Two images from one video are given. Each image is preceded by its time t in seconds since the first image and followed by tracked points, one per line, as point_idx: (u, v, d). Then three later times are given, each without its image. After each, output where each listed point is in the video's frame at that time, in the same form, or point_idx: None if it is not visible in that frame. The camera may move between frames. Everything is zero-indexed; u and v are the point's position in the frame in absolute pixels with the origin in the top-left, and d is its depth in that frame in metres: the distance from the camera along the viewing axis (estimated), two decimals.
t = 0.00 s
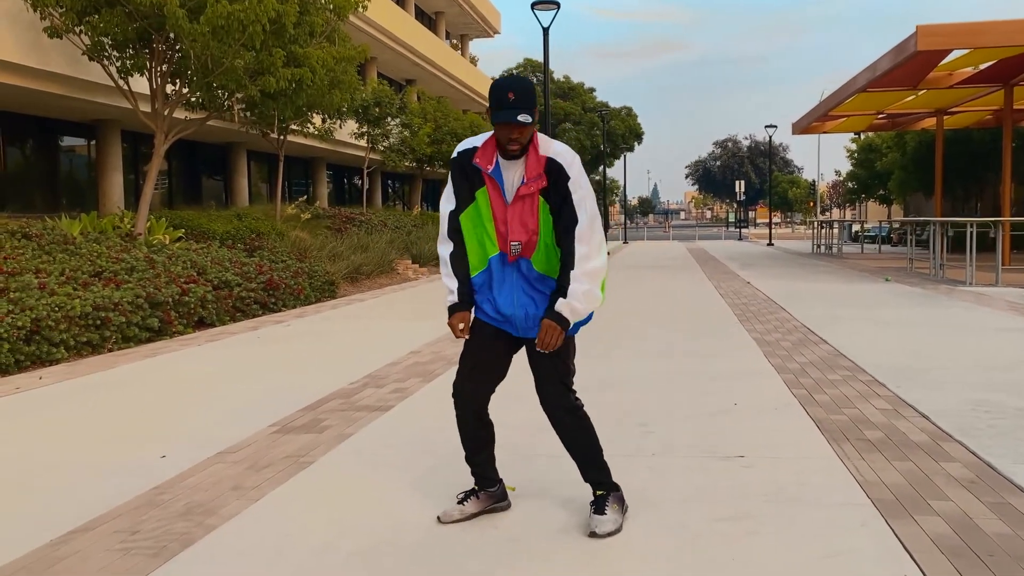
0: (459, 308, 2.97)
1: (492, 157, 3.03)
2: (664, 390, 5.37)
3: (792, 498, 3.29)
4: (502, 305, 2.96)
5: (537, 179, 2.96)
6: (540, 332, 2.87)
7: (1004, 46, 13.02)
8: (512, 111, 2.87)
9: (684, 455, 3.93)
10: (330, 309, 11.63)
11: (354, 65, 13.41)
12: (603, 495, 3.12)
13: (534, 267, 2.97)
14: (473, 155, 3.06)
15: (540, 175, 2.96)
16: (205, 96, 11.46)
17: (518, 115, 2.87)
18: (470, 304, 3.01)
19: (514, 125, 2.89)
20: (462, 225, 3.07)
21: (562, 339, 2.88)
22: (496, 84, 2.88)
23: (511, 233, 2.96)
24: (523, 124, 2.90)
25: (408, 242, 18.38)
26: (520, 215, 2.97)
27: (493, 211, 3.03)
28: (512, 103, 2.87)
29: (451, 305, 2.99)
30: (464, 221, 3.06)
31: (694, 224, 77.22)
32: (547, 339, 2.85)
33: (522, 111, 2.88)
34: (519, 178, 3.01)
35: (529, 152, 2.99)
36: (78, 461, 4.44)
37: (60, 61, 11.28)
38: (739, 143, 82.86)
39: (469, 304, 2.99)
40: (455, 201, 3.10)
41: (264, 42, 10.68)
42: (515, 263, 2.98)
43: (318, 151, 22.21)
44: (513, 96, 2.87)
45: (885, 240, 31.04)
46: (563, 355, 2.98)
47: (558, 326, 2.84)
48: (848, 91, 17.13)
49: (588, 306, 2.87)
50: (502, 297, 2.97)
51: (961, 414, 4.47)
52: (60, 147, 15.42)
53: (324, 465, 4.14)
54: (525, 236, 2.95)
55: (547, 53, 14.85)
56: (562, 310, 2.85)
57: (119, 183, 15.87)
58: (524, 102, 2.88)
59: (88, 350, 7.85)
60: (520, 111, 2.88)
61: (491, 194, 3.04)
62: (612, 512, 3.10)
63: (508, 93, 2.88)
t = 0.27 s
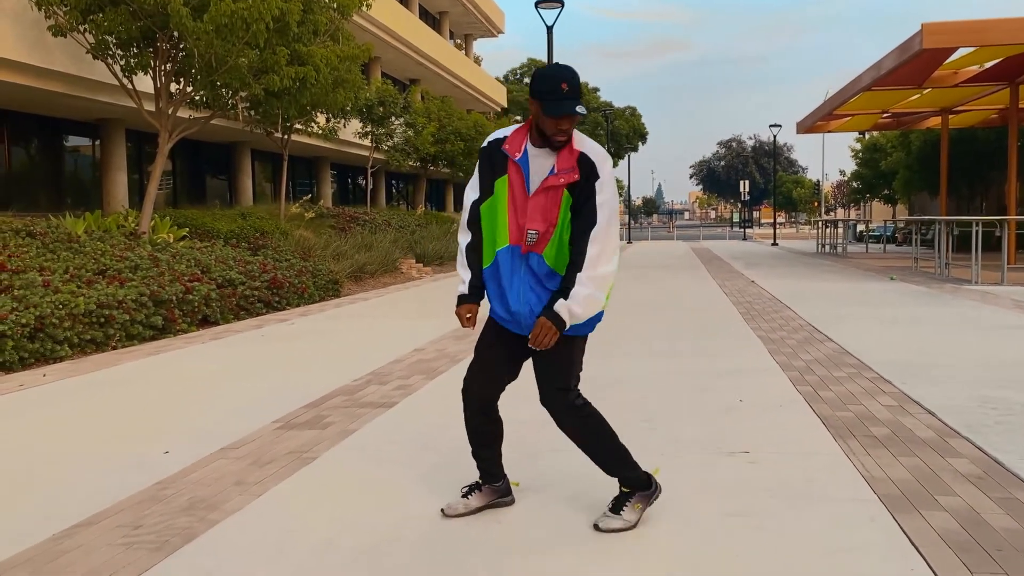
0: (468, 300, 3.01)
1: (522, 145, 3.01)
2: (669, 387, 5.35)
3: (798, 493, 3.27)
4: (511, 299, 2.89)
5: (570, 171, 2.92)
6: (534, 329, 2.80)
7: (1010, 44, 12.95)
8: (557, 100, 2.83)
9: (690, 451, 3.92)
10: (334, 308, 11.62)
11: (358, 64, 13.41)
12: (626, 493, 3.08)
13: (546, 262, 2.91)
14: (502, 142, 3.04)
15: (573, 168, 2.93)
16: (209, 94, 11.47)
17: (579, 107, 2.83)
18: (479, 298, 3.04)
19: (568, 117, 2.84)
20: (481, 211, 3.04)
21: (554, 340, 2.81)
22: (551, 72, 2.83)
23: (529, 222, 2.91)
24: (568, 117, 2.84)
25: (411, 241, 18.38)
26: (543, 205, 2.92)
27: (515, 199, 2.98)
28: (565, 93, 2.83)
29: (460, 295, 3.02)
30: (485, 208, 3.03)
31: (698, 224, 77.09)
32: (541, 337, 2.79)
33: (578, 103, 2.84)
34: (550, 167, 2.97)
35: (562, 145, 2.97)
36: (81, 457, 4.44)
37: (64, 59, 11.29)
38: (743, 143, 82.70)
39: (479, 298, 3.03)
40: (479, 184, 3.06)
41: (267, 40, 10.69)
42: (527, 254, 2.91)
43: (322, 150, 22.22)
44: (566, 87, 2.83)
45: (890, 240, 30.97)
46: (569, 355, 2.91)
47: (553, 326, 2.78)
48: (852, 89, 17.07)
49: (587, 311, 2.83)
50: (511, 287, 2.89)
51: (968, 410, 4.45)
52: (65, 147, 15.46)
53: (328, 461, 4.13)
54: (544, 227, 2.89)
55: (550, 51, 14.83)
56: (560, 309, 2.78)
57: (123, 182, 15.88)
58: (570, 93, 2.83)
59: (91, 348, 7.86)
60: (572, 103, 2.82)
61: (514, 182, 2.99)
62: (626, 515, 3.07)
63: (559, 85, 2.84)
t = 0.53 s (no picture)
0: (477, 289, 2.98)
1: (540, 132, 2.99)
2: (677, 383, 5.33)
3: (807, 488, 3.25)
4: (528, 287, 2.85)
5: (594, 159, 2.93)
6: (534, 312, 2.76)
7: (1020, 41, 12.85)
8: (575, 88, 2.85)
9: (697, 446, 3.90)
10: (341, 306, 11.64)
11: (365, 62, 13.41)
12: (619, 484, 3.08)
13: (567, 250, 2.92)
14: (519, 127, 3.01)
15: (598, 156, 2.94)
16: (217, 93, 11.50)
17: (589, 98, 2.84)
18: (487, 288, 3.01)
19: (581, 107, 2.86)
20: (498, 198, 2.99)
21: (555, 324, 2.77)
22: (563, 62, 2.86)
23: (555, 211, 2.91)
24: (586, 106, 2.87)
25: (418, 240, 18.39)
26: (569, 193, 2.92)
27: (536, 185, 2.96)
28: (575, 84, 2.85)
29: (470, 284, 2.98)
30: (501, 195, 2.98)
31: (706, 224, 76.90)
32: (540, 320, 2.75)
33: (589, 93, 2.86)
34: (573, 155, 2.97)
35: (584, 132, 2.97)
36: (88, 452, 4.45)
37: (72, 58, 11.34)
38: (751, 142, 82.46)
39: (488, 289, 2.99)
40: (496, 170, 3.02)
41: (275, 39, 10.71)
42: (551, 243, 2.93)
43: (330, 150, 22.26)
44: (576, 78, 2.85)
45: (898, 239, 30.83)
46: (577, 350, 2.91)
47: (556, 310, 2.74)
48: (861, 88, 16.99)
49: (591, 297, 2.80)
50: (528, 274, 2.85)
51: (977, 407, 4.41)
52: (74, 147, 15.53)
53: (334, 455, 4.13)
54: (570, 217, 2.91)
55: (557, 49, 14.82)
56: (563, 292, 2.76)
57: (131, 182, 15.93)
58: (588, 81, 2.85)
59: (99, 345, 7.88)
60: (584, 94, 2.84)
61: (533, 169, 2.96)
62: (626, 502, 3.06)
63: (570, 74, 2.86)
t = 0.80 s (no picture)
0: (475, 288, 2.98)
1: (528, 126, 3.00)
2: (685, 381, 5.31)
3: (816, 485, 3.23)
4: (528, 281, 2.88)
5: (583, 150, 2.93)
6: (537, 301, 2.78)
7: None
8: (554, 79, 2.84)
9: (705, 443, 3.88)
10: (350, 305, 11.65)
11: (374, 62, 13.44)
12: (597, 475, 3.08)
13: (563, 242, 2.95)
14: (507, 124, 3.03)
15: (586, 146, 2.94)
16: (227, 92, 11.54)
17: (563, 92, 2.84)
18: (486, 285, 3.02)
19: (555, 102, 2.85)
20: (489, 195, 3.03)
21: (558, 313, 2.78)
22: (535, 57, 2.84)
23: (548, 203, 2.95)
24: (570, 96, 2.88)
25: (427, 240, 18.40)
26: (560, 185, 2.94)
27: (528, 180, 2.98)
28: (548, 80, 2.83)
29: (468, 283, 3.00)
30: (492, 192, 3.02)
31: (717, 224, 76.65)
32: (544, 308, 2.76)
33: (563, 88, 2.85)
34: (562, 146, 2.98)
35: (571, 124, 2.97)
36: (96, 450, 4.47)
37: (83, 58, 11.40)
38: (761, 142, 82.14)
39: (486, 286, 3.00)
40: (487, 168, 3.04)
41: (284, 38, 10.74)
42: (546, 236, 2.96)
43: (339, 150, 22.31)
44: (549, 73, 2.83)
45: (910, 239, 30.64)
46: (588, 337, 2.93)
47: (558, 298, 2.75)
48: (871, 86, 16.89)
49: (591, 283, 2.80)
50: (528, 269, 2.89)
51: (989, 405, 4.37)
52: (85, 147, 15.61)
53: (341, 452, 4.12)
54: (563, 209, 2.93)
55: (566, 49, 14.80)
56: (565, 281, 2.76)
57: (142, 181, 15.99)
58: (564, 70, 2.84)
59: (109, 343, 7.92)
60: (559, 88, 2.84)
61: (523, 164, 2.99)
62: (610, 494, 3.08)
63: (542, 69, 2.84)
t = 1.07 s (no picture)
0: (476, 282, 3.00)
1: (519, 118, 3.01)
2: (694, 379, 5.29)
3: (825, 481, 3.22)
4: (526, 272, 2.91)
5: (575, 137, 2.93)
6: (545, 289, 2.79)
7: None
8: (534, 68, 2.82)
9: (714, 439, 3.87)
10: (360, 303, 11.67)
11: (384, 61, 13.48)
12: (607, 473, 3.08)
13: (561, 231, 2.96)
14: (498, 117, 3.05)
15: (578, 133, 2.94)
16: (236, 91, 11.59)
17: (522, 87, 2.80)
18: (486, 279, 3.04)
19: (523, 96, 2.83)
20: (484, 188, 3.05)
21: (567, 300, 2.79)
22: (503, 51, 2.81)
23: (543, 193, 2.96)
24: (543, 86, 2.84)
25: (437, 239, 18.41)
26: (554, 173, 2.95)
27: (522, 171, 3.01)
28: (515, 74, 2.80)
29: (467, 277, 3.02)
30: (487, 185, 3.05)
31: (727, 224, 76.41)
32: (552, 297, 2.77)
33: (528, 81, 2.81)
34: (555, 134, 2.98)
35: (562, 112, 2.97)
36: (106, 445, 4.50)
37: (94, 57, 11.47)
38: (772, 142, 81.83)
39: (485, 280, 3.02)
40: (481, 163, 3.07)
41: (294, 37, 10.78)
42: (543, 225, 2.96)
43: (349, 150, 22.36)
44: (517, 67, 2.80)
45: (921, 239, 30.46)
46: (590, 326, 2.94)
47: (566, 285, 2.76)
48: (882, 85, 16.80)
49: (597, 268, 2.80)
50: (527, 260, 2.91)
51: (1001, 402, 4.34)
52: (97, 147, 15.71)
53: (349, 447, 4.13)
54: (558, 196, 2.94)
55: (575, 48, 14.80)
56: (571, 267, 2.77)
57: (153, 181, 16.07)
58: (543, 58, 2.82)
59: (119, 341, 7.97)
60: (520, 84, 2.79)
61: (517, 156, 3.02)
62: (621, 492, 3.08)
63: (509, 63, 2.81)
